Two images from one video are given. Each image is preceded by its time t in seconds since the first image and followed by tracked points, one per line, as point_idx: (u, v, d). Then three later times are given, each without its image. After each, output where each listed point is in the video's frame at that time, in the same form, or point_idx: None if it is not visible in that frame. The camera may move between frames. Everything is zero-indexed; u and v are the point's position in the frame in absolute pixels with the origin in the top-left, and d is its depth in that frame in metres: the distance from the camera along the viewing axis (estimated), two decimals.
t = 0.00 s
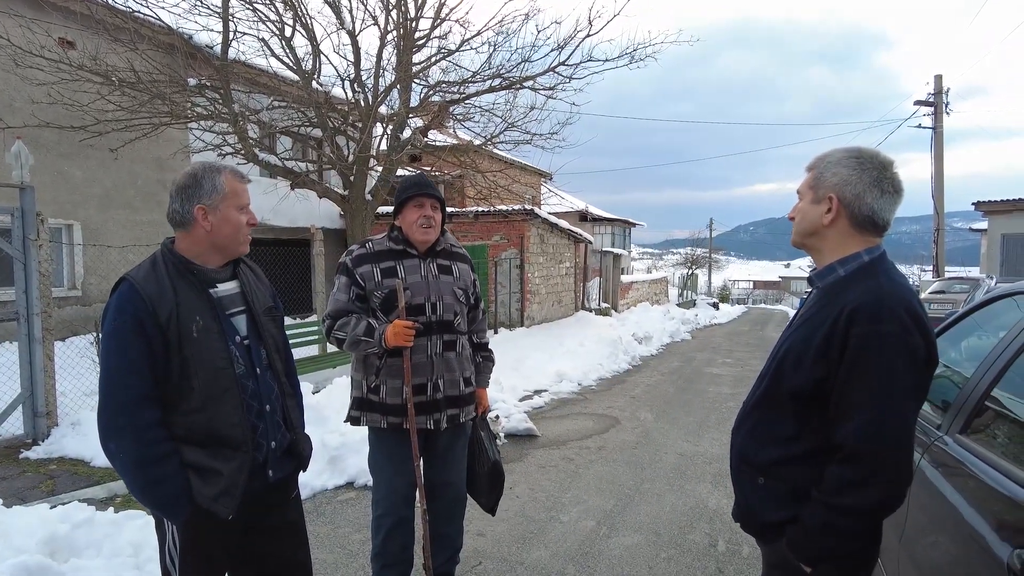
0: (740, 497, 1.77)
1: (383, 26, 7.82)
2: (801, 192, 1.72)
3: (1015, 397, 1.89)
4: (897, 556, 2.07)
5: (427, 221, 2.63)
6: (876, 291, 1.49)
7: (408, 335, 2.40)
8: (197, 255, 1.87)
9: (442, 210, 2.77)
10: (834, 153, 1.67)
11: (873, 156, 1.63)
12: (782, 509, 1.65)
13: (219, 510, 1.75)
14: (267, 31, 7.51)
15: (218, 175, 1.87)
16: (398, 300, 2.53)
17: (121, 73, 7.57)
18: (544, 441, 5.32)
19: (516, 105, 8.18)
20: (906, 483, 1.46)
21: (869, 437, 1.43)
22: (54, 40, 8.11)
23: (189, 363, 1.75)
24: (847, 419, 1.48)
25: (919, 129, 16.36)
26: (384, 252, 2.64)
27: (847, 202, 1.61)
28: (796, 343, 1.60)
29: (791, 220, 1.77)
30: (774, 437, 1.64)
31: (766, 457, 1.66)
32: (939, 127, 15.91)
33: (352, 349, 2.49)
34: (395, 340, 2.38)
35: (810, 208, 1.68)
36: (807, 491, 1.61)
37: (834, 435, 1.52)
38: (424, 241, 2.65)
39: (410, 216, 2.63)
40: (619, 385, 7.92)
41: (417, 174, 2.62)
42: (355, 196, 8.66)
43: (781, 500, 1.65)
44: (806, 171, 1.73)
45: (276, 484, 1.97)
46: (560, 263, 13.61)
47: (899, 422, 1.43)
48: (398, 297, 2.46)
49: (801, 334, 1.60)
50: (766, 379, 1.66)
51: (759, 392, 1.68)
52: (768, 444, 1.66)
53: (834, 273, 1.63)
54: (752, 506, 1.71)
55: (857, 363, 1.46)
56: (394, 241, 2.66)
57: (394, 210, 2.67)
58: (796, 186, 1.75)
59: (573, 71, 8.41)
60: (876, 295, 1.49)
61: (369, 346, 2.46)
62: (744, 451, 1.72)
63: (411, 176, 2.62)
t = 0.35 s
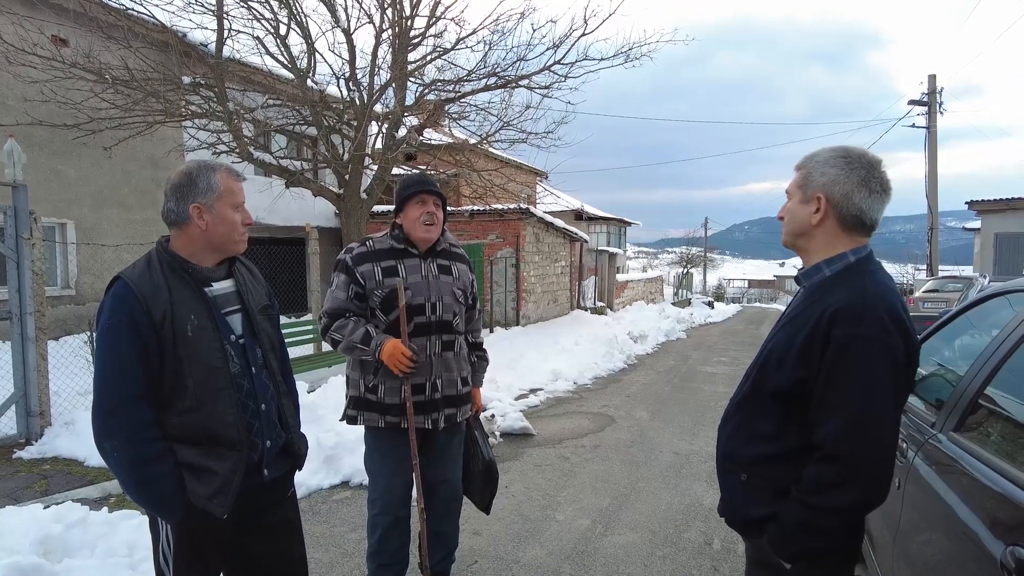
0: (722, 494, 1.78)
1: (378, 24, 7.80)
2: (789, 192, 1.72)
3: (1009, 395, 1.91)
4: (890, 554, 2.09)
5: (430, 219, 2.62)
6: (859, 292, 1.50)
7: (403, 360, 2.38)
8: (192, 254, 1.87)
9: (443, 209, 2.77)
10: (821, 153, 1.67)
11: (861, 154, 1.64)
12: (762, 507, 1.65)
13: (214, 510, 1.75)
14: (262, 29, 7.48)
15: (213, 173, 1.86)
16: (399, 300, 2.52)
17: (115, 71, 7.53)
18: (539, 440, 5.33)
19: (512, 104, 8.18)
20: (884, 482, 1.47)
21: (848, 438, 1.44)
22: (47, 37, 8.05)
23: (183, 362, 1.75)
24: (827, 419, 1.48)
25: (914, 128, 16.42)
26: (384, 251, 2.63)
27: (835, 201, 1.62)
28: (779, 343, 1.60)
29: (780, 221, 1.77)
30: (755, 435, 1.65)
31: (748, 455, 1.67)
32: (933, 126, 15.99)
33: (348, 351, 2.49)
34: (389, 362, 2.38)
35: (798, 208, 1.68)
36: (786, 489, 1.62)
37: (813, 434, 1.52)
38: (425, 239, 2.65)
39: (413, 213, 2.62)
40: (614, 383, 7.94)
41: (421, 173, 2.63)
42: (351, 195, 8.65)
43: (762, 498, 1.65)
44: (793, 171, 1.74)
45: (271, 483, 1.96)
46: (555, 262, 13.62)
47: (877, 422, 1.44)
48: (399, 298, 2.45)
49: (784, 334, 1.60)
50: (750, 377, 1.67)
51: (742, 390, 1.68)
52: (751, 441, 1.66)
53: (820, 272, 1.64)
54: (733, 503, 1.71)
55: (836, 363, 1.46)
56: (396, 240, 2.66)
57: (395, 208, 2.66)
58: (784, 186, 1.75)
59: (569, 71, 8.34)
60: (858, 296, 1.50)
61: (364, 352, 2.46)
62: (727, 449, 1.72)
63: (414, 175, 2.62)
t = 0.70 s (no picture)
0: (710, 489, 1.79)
1: (374, 23, 7.79)
2: (776, 192, 1.73)
3: (1004, 392, 1.92)
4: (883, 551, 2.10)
5: (431, 219, 2.63)
6: (844, 289, 1.51)
7: (395, 374, 2.38)
8: (187, 253, 1.87)
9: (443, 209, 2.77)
10: (805, 152, 1.68)
11: (844, 151, 1.65)
12: (748, 503, 1.66)
13: (209, 509, 1.75)
14: (257, 28, 7.45)
15: (205, 172, 1.86)
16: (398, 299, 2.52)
17: (109, 70, 7.50)
18: (535, 439, 5.34)
19: (508, 103, 8.18)
20: (868, 480, 1.47)
21: (830, 434, 1.45)
22: (42, 36, 8.02)
23: (178, 361, 1.75)
24: (811, 414, 1.49)
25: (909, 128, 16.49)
26: (383, 250, 2.63)
27: (822, 199, 1.63)
28: (765, 339, 1.61)
29: (768, 220, 1.78)
30: (742, 431, 1.66)
31: (735, 450, 1.68)
32: (928, 126, 16.06)
33: (344, 353, 2.48)
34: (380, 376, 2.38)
35: (786, 207, 1.69)
36: (772, 485, 1.62)
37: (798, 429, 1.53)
38: (426, 238, 2.65)
39: (414, 213, 2.62)
40: (610, 383, 7.95)
41: (421, 172, 2.63)
42: (346, 194, 8.64)
43: (747, 494, 1.66)
44: (779, 170, 1.75)
45: (266, 482, 1.96)
46: (552, 262, 13.63)
47: (860, 418, 1.45)
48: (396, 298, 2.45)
49: (770, 330, 1.61)
50: (737, 373, 1.68)
51: (730, 387, 1.70)
52: (738, 437, 1.67)
53: (805, 269, 1.64)
54: (721, 499, 1.72)
55: (820, 360, 1.47)
56: (395, 239, 2.66)
57: (396, 207, 2.65)
58: (771, 186, 1.76)
59: (566, 70, 7.87)
60: (843, 292, 1.50)
61: (358, 357, 2.45)
62: (716, 445, 1.74)
63: (414, 174, 2.62)
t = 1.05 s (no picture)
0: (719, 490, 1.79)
1: (370, 22, 7.78)
2: (777, 193, 1.74)
3: (996, 390, 1.94)
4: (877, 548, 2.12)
5: (425, 223, 2.63)
6: (848, 287, 1.51)
7: (389, 369, 2.37)
8: (181, 252, 1.88)
9: (438, 211, 2.77)
10: (805, 152, 1.69)
11: (844, 151, 1.66)
12: (755, 502, 1.67)
13: (205, 509, 1.74)
14: (253, 27, 7.44)
15: (200, 171, 1.86)
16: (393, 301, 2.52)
17: (104, 68, 7.48)
18: (531, 438, 5.34)
19: (504, 102, 8.18)
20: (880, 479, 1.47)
21: (840, 433, 1.45)
22: (36, 34, 7.98)
23: (173, 361, 1.75)
24: (820, 413, 1.49)
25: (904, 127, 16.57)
26: (378, 252, 2.63)
27: (822, 199, 1.64)
28: (771, 339, 1.62)
29: (770, 221, 1.79)
30: (749, 431, 1.66)
31: (741, 450, 1.68)
32: (923, 126, 16.12)
33: (339, 353, 2.48)
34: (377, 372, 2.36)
35: (786, 208, 1.70)
36: (780, 485, 1.62)
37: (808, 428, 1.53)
38: (420, 242, 2.65)
39: (407, 217, 2.62)
40: (606, 381, 7.97)
41: (415, 173, 2.63)
42: (343, 193, 8.63)
43: (754, 494, 1.67)
44: (779, 172, 1.76)
45: (261, 482, 1.96)
46: (548, 261, 13.64)
47: (869, 414, 1.45)
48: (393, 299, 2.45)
49: (775, 331, 1.61)
50: (743, 374, 1.68)
51: (736, 387, 1.70)
52: (744, 438, 1.68)
53: (809, 268, 1.65)
54: (728, 499, 1.73)
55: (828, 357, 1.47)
56: (389, 241, 2.66)
57: (391, 210, 2.66)
58: (772, 188, 1.77)
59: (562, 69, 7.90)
60: (846, 289, 1.50)
61: (354, 357, 2.45)
62: (721, 445, 1.74)
63: (409, 175, 2.62)
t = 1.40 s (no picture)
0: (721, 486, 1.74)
1: (368, 21, 7.78)
2: (781, 193, 1.71)
3: (989, 390, 1.95)
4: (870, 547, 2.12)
5: (418, 242, 2.62)
6: (858, 285, 1.47)
7: (383, 366, 2.37)
8: (177, 252, 1.88)
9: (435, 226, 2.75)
10: (810, 152, 1.67)
11: (851, 151, 1.63)
12: (764, 497, 1.61)
13: (201, 508, 1.75)
14: (250, 25, 7.44)
15: (196, 170, 1.87)
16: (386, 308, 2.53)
17: (101, 67, 7.47)
18: (529, 437, 5.36)
19: (501, 101, 8.19)
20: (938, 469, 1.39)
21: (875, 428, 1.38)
22: (32, 33, 7.95)
23: (170, 360, 1.75)
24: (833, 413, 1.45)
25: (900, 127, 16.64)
26: (372, 260, 2.64)
27: (829, 199, 1.61)
28: (778, 337, 1.57)
29: (775, 222, 1.76)
30: (753, 429, 1.61)
31: (746, 447, 1.63)
32: (919, 125, 16.17)
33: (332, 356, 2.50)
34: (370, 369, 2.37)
35: (792, 208, 1.68)
36: (794, 481, 1.56)
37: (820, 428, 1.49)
38: (414, 258, 2.65)
39: (401, 234, 2.62)
40: (603, 380, 7.99)
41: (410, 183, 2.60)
42: (340, 192, 8.64)
43: (763, 490, 1.61)
44: (783, 172, 1.73)
45: (259, 481, 1.96)
46: (546, 260, 13.65)
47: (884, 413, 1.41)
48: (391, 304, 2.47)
49: (782, 329, 1.57)
50: (747, 372, 1.63)
51: (740, 385, 1.64)
52: (749, 435, 1.62)
53: (814, 267, 1.63)
54: (734, 493, 1.68)
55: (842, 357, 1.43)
56: (382, 250, 2.66)
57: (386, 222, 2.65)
58: (776, 187, 1.74)
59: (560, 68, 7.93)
60: (858, 288, 1.46)
61: (347, 357, 2.47)
62: (725, 441, 1.69)
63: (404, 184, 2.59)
